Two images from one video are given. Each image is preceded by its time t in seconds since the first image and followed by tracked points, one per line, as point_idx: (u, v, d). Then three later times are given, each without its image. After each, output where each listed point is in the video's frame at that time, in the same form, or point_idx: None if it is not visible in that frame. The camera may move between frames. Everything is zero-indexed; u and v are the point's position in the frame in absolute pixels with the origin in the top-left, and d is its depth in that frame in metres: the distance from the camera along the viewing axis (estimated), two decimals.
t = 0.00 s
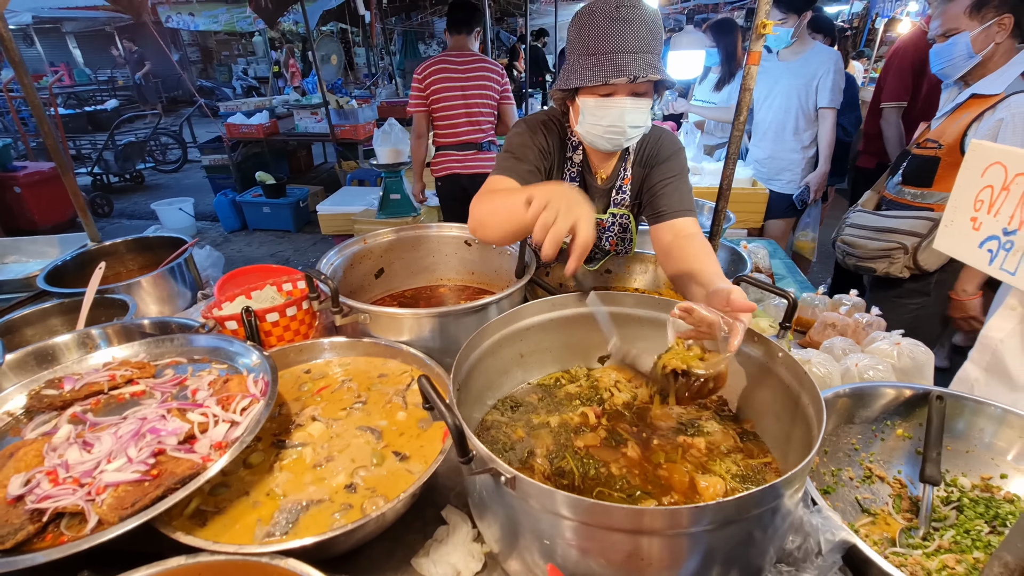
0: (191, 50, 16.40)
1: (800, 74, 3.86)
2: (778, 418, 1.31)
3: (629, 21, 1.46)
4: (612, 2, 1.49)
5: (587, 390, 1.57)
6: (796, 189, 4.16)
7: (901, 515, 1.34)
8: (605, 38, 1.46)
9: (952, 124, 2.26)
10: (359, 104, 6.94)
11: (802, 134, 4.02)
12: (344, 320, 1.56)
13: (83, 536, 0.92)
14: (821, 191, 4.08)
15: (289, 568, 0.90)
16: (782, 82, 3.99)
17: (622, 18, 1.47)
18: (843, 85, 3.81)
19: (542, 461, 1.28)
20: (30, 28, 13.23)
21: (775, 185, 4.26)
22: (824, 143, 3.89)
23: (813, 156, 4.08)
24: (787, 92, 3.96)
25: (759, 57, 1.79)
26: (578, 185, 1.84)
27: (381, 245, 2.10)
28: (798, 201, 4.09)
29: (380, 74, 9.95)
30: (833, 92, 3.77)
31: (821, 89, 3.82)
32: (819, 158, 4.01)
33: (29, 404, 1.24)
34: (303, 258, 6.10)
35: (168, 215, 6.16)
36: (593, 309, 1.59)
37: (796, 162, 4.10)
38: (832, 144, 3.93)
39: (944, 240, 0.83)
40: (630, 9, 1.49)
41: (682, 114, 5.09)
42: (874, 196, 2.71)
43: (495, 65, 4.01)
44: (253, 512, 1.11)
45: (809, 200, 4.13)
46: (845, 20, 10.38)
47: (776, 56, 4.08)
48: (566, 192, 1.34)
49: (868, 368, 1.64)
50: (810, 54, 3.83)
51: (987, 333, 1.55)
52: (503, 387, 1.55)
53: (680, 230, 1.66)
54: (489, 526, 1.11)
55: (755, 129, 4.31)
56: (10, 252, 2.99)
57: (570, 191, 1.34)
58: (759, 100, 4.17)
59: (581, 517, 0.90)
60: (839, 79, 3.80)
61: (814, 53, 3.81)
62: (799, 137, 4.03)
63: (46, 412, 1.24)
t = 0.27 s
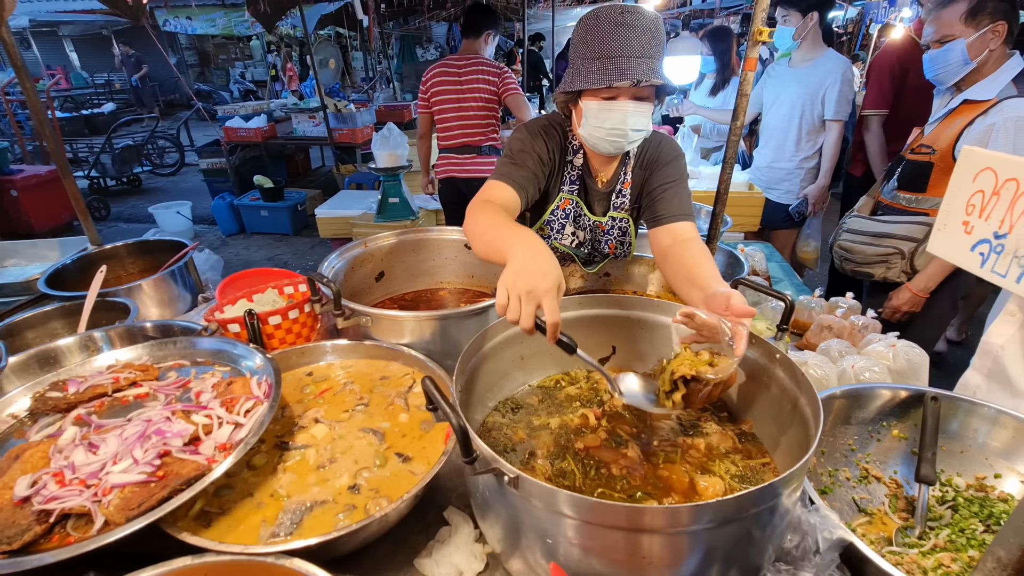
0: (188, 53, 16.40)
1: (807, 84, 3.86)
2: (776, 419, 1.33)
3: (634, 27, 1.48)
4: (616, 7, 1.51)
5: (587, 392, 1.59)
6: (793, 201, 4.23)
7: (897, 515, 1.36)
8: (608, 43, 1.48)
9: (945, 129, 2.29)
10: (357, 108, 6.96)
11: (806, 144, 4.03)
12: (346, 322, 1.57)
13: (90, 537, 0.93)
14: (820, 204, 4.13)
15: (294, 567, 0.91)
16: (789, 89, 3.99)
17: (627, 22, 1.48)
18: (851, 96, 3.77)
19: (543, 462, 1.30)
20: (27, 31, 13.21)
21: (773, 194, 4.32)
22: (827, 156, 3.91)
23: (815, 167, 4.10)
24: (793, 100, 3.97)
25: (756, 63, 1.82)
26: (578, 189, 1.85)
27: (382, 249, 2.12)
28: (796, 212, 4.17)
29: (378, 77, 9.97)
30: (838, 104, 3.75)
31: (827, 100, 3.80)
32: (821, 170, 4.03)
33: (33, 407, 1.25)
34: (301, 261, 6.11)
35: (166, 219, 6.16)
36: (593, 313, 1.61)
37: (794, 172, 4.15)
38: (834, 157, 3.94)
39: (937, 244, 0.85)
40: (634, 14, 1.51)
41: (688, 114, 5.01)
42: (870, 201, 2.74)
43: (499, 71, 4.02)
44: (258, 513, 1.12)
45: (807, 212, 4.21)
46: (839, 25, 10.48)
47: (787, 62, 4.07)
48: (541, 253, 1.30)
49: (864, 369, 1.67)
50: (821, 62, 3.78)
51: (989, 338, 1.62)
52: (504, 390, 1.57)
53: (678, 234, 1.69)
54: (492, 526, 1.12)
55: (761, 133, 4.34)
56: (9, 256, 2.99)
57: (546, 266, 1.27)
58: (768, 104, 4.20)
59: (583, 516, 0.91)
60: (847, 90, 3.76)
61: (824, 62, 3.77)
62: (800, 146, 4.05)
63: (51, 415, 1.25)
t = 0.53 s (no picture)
0: (182, 54, 16.33)
1: (806, 88, 3.88)
2: (772, 416, 1.35)
3: (637, 28, 1.50)
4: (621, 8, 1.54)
5: (586, 391, 1.60)
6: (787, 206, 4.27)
7: (890, 510, 1.38)
8: (611, 43, 1.50)
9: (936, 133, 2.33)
10: (353, 110, 6.97)
11: (804, 149, 4.04)
12: (346, 322, 1.58)
13: (95, 534, 0.94)
14: (814, 211, 4.13)
15: (298, 563, 0.92)
16: (789, 92, 4.02)
17: (630, 23, 1.51)
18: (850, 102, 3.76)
19: (543, 459, 1.31)
20: (20, 31, 13.13)
21: (768, 198, 4.38)
22: (823, 162, 3.92)
23: (811, 172, 4.10)
24: (792, 104, 3.99)
25: (751, 67, 1.84)
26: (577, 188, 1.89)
27: (380, 249, 2.13)
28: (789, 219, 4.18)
29: (374, 79, 9.98)
30: (835, 110, 3.75)
31: (824, 106, 3.80)
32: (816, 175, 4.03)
33: (34, 406, 1.26)
34: (297, 262, 6.10)
35: (161, 220, 6.13)
36: (592, 311, 1.63)
37: (789, 177, 4.18)
38: (829, 165, 3.95)
39: (928, 243, 0.87)
40: (638, 16, 1.53)
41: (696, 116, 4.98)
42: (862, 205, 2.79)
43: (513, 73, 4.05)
44: (260, 510, 1.13)
45: (800, 218, 4.21)
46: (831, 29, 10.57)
47: (791, 64, 4.08)
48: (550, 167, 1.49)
49: (857, 368, 1.69)
50: (821, 66, 3.79)
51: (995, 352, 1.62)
52: (503, 388, 1.58)
53: (676, 236, 1.71)
54: (492, 523, 1.14)
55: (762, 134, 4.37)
56: (5, 256, 2.98)
57: (563, 176, 1.47)
58: (771, 105, 4.23)
59: (583, 510, 0.93)
60: (846, 96, 3.75)
61: (825, 65, 3.78)
62: (796, 151, 4.07)
63: (52, 414, 1.25)
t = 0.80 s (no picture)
0: (176, 56, 16.27)
1: (797, 93, 3.93)
2: (761, 413, 1.38)
3: (631, 38, 1.55)
4: (614, 19, 1.59)
5: (580, 389, 1.63)
6: (775, 210, 4.34)
7: (877, 505, 1.42)
8: (607, 52, 1.54)
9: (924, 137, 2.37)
10: (348, 112, 6.99)
11: (792, 152, 4.11)
12: (344, 322, 1.60)
13: (96, 528, 0.95)
14: (799, 216, 4.16)
15: (298, 557, 0.94)
16: (781, 96, 4.06)
17: (625, 34, 1.55)
18: (837, 109, 3.79)
19: (537, 456, 1.34)
20: (12, 33, 13.06)
21: (756, 199, 4.45)
22: (810, 167, 3.96)
23: (797, 176, 4.18)
24: (784, 108, 4.04)
25: (741, 71, 1.88)
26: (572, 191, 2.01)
27: (377, 250, 2.15)
28: (775, 223, 4.25)
29: (370, 82, 10.00)
30: (821, 116, 3.80)
31: (812, 110, 3.85)
32: (802, 180, 4.08)
33: (33, 404, 1.27)
34: (292, 265, 6.10)
35: (155, 222, 6.12)
36: (585, 311, 1.65)
37: (776, 180, 4.26)
38: (817, 169, 3.98)
39: (910, 242, 0.91)
40: (632, 27, 1.58)
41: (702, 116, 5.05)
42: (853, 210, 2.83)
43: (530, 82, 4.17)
44: (259, 506, 1.14)
45: (786, 223, 4.27)
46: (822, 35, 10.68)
47: (787, 69, 4.12)
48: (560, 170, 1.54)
49: (846, 366, 1.73)
50: (812, 72, 3.84)
51: (998, 366, 1.71)
52: (499, 387, 1.60)
53: (668, 235, 1.74)
54: (488, 518, 1.16)
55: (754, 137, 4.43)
56: None
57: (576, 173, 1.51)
58: (765, 109, 4.27)
59: (578, 502, 0.95)
60: (834, 103, 3.78)
61: (815, 72, 3.82)
62: (785, 153, 4.14)
63: (51, 412, 1.26)
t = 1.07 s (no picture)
0: (176, 60, 16.32)
1: (789, 98, 3.97)
2: (748, 414, 1.39)
3: (607, 30, 1.58)
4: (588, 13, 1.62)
5: (570, 390, 1.64)
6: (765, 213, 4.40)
7: (864, 505, 1.43)
8: (583, 45, 1.58)
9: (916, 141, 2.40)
10: (347, 116, 7.02)
11: (784, 157, 4.15)
12: (337, 324, 1.61)
13: (87, 526, 0.96)
14: (787, 220, 4.19)
15: (287, 555, 0.95)
16: (776, 101, 4.11)
17: (601, 26, 1.59)
18: (827, 116, 3.82)
19: (527, 457, 1.35)
20: (12, 37, 13.11)
21: (750, 202, 4.50)
22: (799, 172, 3.98)
23: (788, 181, 4.21)
24: (778, 112, 4.08)
25: (731, 77, 1.90)
26: (559, 186, 1.93)
27: (371, 253, 2.16)
28: (764, 226, 4.30)
29: (369, 86, 10.04)
30: (812, 122, 3.83)
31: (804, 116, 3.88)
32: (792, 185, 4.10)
33: (28, 404, 1.28)
34: (290, 268, 6.11)
35: (153, 225, 6.13)
36: (575, 312, 1.67)
37: (766, 184, 4.32)
38: (807, 174, 4.00)
39: (887, 245, 0.93)
40: (607, 19, 1.61)
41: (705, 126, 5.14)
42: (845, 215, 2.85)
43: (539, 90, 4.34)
44: (249, 505, 1.15)
45: (776, 227, 4.32)
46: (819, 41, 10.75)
47: (782, 75, 4.16)
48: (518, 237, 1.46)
49: (834, 368, 1.75)
50: (805, 78, 3.88)
51: (989, 377, 1.76)
52: (490, 388, 1.62)
53: (655, 228, 1.76)
54: (477, 517, 1.17)
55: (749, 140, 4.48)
56: None
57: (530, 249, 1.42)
58: (760, 113, 4.31)
59: (564, 501, 0.97)
60: (824, 109, 3.82)
61: (808, 78, 3.86)
62: (777, 157, 4.18)
63: (45, 412, 1.27)
